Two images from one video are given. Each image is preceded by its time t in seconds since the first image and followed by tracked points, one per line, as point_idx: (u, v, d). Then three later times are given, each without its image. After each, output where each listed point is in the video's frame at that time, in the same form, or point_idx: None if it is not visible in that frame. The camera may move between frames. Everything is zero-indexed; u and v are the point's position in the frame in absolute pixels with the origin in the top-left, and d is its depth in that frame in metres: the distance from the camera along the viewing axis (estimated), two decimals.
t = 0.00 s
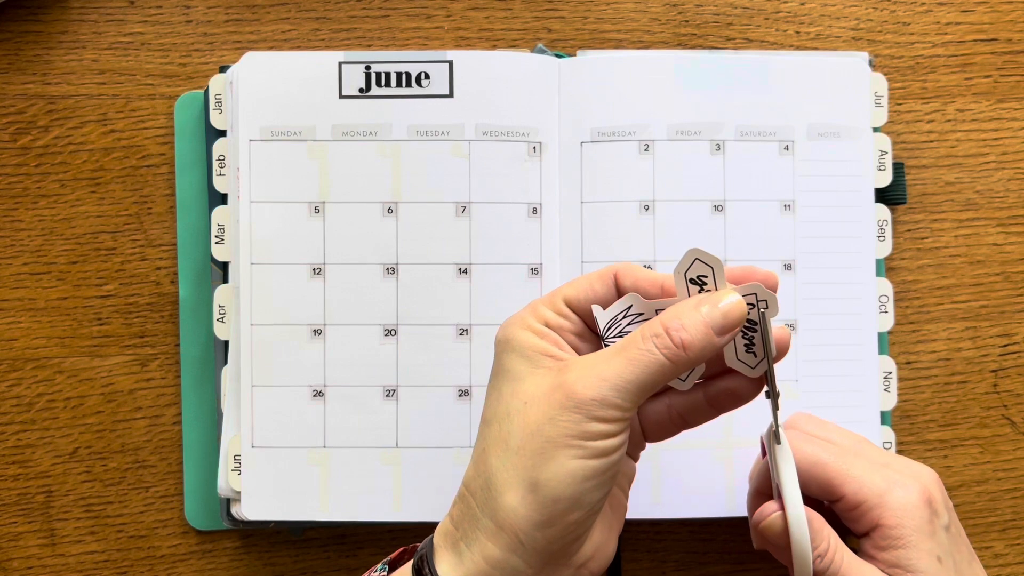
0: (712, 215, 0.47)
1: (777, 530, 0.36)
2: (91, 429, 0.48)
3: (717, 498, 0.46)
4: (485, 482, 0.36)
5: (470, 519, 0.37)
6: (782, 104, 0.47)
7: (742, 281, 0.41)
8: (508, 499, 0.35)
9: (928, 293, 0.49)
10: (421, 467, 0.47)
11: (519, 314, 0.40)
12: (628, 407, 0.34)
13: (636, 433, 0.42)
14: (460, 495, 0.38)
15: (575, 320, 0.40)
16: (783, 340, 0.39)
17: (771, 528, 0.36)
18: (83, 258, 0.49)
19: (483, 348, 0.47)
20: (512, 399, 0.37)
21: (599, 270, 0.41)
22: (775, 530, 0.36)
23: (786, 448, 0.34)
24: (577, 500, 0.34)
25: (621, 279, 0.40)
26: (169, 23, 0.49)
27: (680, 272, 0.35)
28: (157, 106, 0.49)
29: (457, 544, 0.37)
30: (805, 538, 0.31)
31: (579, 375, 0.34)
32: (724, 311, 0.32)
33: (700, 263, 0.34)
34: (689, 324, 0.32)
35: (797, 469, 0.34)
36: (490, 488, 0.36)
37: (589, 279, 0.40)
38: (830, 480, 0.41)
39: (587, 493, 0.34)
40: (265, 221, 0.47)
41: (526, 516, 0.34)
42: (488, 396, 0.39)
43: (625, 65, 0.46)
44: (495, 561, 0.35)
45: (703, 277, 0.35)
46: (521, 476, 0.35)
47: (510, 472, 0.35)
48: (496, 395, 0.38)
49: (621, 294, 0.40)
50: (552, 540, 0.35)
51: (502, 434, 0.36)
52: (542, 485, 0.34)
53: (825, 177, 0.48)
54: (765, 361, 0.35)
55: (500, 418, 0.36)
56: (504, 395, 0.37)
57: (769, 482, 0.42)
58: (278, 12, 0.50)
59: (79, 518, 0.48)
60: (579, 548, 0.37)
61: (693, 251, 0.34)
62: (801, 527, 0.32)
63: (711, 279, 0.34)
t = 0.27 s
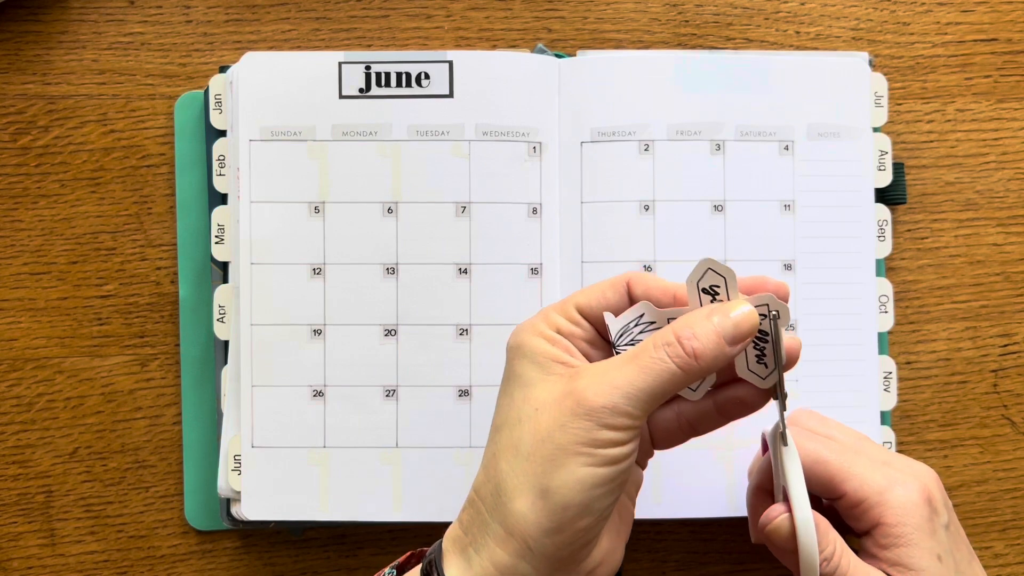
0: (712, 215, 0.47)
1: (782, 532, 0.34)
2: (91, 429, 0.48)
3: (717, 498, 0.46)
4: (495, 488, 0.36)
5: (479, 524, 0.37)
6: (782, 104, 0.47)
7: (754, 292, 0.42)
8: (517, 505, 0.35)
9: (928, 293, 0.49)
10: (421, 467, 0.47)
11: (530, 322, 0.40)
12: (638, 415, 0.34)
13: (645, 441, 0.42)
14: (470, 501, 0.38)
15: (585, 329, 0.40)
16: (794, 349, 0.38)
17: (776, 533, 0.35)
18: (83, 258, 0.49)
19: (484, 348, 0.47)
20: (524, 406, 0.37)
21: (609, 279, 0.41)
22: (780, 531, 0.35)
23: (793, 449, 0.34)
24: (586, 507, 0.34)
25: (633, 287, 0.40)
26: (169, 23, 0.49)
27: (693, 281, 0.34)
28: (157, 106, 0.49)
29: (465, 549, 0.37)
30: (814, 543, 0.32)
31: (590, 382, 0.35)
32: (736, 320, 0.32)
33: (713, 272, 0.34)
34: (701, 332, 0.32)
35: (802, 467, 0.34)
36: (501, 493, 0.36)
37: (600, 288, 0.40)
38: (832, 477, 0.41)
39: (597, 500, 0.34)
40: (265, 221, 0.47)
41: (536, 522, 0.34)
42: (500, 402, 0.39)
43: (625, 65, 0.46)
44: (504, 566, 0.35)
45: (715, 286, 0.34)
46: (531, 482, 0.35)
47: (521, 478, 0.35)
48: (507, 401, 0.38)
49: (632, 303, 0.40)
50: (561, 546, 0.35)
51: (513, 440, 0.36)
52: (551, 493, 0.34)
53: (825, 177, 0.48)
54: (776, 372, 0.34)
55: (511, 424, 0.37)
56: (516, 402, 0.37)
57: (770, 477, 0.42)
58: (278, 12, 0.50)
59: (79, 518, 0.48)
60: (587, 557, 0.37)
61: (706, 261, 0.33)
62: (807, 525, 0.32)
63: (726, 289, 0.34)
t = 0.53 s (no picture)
0: (712, 215, 0.47)
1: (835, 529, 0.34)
2: (91, 429, 0.48)
3: (717, 498, 0.46)
4: (507, 513, 0.37)
5: (491, 548, 0.38)
6: (782, 104, 0.47)
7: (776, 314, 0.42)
8: (522, 530, 0.36)
9: (928, 293, 0.49)
10: (420, 468, 0.46)
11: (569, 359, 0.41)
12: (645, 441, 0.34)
13: (664, 459, 0.43)
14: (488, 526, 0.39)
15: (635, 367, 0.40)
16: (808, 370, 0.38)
17: (827, 532, 0.34)
18: (83, 258, 0.49)
19: (483, 348, 0.47)
20: (536, 432, 0.37)
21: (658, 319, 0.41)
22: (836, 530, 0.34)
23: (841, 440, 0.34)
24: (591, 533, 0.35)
25: (682, 326, 0.41)
26: (170, 23, 0.49)
27: (741, 300, 0.32)
28: (157, 106, 0.49)
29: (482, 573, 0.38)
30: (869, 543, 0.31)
31: (597, 408, 0.35)
32: (746, 347, 0.32)
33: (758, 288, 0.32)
34: (705, 356, 0.32)
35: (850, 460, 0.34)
36: (509, 518, 0.37)
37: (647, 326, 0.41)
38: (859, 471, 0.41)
39: (602, 526, 0.35)
40: (266, 221, 0.47)
41: (539, 548, 0.35)
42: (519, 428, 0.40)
43: (625, 65, 0.46)
44: None
45: (767, 302, 0.32)
46: (536, 508, 0.35)
47: (527, 504, 0.36)
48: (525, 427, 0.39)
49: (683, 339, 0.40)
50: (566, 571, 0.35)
51: (523, 465, 0.37)
52: (554, 520, 0.35)
53: (825, 177, 0.48)
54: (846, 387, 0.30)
55: (523, 450, 0.37)
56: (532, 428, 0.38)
57: (792, 467, 0.40)
58: (278, 12, 0.50)
59: (79, 518, 0.48)
60: None
61: (751, 277, 0.31)
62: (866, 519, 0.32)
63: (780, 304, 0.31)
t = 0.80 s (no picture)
0: (712, 216, 0.47)
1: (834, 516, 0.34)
2: (91, 429, 0.48)
3: (717, 498, 0.46)
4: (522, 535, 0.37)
5: (508, 568, 0.38)
6: (782, 104, 0.47)
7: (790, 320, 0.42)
8: (536, 553, 0.36)
9: (928, 293, 0.49)
10: (420, 468, 0.46)
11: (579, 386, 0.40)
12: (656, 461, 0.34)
13: (681, 476, 0.42)
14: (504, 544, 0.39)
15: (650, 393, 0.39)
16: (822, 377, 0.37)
17: (826, 518, 0.34)
18: (83, 258, 0.49)
19: (483, 348, 0.47)
20: (548, 452, 0.38)
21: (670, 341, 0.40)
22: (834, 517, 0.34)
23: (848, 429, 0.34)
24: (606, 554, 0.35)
25: (695, 349, 0.39)
26: (170, 23, 0.49)
27: (757, 315, 0.32)
28: (157, 106, 0.49)
29: None
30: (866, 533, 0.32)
31: (608, 430, 0.35)
32: (759, 367, 0.32)
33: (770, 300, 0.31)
34: (717, 377, 0.33)
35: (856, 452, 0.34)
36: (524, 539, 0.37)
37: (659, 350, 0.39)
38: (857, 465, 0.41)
39: (617, 548, 0.35)
40: (266, 221, 0.47)
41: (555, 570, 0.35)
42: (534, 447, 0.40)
43: (625, 64, 0.46)
44: None
45: (782, 312, 0.32)
46: (551, 530, 0.36)
47: (541, 526, 0.36)
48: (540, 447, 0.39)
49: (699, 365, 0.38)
50: None
51: (537, 486, 0.37)
52: (570, 543, 0.35)
53: (825, 178, 0.48)
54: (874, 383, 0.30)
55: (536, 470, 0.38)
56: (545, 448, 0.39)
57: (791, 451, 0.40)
58: (278, 12, 0.50)
59: (79, 518, 0.48)
60: None
61: (761, 290, 0.31)
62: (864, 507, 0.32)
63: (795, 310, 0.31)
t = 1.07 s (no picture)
0: (712, 216, 0.47)
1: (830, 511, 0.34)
2: (92, 429, 0.48)
3: (717, 498, 0.46)
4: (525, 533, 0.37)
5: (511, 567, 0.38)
6: (782, 104, 0.47)
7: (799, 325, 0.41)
8: (539, 550, 0.36)
9: (928, 292, 0.49)
10: (420, 468, 0.46)
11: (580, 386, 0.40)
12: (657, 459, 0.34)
13: (681, 473, 0.42)
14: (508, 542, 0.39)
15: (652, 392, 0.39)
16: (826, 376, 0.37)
17: (824, 514, 0.34)
18: (83, 258, 0.49)
19: (483, 348, 0.47)
20: (550, 451, 0.38)
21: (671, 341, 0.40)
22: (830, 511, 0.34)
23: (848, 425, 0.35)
24: (608, 552, 0.35)
25: (695, 348, 0.39)
26: (170, 23, 0.49)
27: (757, 315, 0.32)
28: (157, 106, 0.49)
29: None
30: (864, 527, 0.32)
31: (609, 428, 0.35)
32: (759, 365, 0.32)
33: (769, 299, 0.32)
34: (717, 377, 0.33)
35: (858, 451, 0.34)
36: (527, 537, 0.37)
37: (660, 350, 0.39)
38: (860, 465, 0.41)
39: (619, 545, 0.35)
40: (266, 221, 0.47)
41: (558, 568, 0.36)
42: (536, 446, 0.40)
43: (625, 64, 0.46)
44: None
45: (782, 311, 0.32)
46: (553, 528, 0.36)
47: (544, 524, 0.36)
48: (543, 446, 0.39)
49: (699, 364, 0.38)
50: None
51: (539, 484, 0.37)
52: (573, 540, 0.35)
53: (825, 178, 0.48)
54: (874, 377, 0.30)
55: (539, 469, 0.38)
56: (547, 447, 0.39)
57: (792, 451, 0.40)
58: (278, 12, 0.50)
59: (79, 518, 0.48)
60: None
61: (763, 292, 0.31)
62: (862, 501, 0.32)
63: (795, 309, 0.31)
